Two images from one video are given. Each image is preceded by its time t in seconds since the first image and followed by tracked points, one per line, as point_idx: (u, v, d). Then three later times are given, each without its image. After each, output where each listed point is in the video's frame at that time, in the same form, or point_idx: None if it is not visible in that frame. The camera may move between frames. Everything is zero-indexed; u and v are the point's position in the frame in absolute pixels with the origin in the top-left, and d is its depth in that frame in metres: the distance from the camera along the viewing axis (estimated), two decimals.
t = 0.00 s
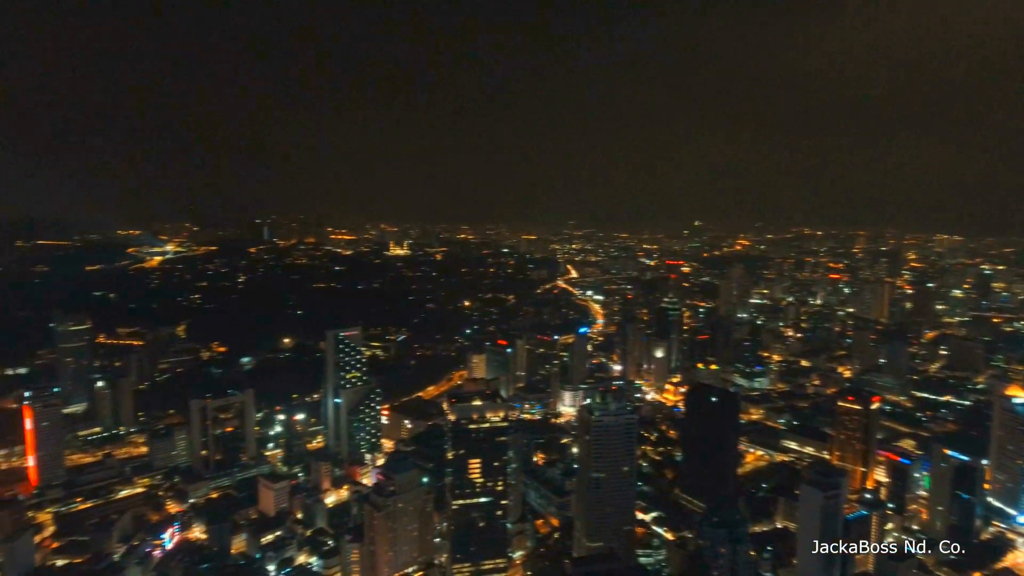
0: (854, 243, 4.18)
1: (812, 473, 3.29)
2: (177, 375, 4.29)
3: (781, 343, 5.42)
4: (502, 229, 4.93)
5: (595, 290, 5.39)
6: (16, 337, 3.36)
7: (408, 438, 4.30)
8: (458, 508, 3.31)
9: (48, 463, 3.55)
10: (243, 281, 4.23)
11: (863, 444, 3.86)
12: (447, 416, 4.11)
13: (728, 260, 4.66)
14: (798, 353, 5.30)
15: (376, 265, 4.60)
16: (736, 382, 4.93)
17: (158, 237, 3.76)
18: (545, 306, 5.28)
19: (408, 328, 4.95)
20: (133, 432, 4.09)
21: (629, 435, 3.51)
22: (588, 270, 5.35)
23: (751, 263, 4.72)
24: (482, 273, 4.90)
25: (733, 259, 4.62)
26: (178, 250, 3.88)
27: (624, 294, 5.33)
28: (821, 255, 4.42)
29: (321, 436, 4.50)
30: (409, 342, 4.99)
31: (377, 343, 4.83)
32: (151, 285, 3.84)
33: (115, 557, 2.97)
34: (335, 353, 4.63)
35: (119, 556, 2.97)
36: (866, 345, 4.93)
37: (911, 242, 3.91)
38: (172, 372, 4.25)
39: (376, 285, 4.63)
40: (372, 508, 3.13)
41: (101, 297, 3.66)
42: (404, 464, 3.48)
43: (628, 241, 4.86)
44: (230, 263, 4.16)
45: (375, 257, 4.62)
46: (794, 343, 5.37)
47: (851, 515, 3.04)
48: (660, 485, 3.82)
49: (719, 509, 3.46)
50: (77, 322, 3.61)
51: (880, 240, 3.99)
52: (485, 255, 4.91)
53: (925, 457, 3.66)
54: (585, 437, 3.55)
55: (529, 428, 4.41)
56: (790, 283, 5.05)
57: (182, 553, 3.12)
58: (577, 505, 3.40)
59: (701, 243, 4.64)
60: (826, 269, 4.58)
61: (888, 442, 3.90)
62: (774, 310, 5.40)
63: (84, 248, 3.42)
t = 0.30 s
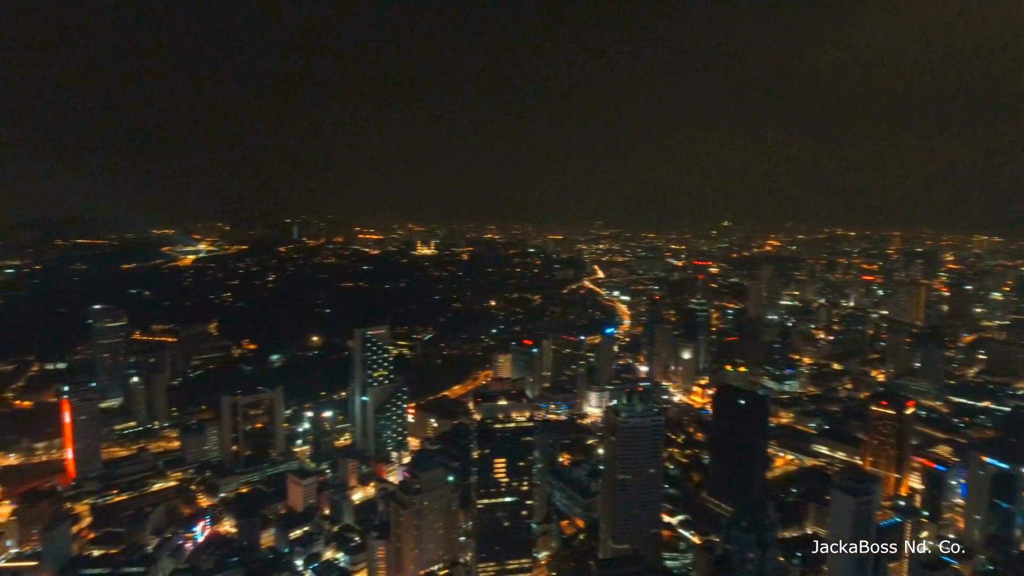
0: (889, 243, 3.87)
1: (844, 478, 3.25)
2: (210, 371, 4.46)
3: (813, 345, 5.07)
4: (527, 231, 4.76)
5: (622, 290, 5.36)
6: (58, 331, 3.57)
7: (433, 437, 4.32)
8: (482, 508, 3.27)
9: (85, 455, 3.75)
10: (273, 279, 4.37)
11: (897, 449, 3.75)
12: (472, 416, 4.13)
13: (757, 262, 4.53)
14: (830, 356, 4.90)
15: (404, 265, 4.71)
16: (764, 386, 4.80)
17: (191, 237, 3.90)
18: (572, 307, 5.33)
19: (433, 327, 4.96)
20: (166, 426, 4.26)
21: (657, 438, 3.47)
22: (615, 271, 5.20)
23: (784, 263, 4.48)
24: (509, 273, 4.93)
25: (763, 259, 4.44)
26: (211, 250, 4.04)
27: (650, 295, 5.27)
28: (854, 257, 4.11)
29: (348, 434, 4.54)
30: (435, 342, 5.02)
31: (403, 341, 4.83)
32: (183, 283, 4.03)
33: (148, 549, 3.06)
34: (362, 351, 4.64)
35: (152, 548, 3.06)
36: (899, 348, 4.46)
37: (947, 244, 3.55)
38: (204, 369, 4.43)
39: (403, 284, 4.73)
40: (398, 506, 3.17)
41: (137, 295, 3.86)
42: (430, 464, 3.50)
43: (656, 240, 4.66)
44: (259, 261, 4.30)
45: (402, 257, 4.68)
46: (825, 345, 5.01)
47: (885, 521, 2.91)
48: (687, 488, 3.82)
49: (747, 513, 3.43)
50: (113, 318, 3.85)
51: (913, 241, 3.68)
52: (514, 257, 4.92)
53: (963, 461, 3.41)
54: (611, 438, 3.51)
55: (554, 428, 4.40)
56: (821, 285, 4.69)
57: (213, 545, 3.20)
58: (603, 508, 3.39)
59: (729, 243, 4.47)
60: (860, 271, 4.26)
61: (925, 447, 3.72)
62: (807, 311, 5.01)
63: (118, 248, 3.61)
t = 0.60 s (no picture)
0: (928, 244, 3.67)
1: (880, 484, 3.18)
2: (242, 369, 4.61)
3: (847, 348, 4.78)
4: (557, 231, 4.77)
5: (651, 291, 5.24)
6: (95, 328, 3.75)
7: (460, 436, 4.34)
8: (510, 508, 3.31)
9: (121, 447, 3.84)
10: (304, 279, 4.52)
11: (933, 456, 3.60)
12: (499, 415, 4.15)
13: (790, 261, 4.30)
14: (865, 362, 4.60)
15: (430, 264, 4.71)
16: (797, 390, 4.60)
17: (224, 236, 4.10)
18: (600, 308, 5.39)
19: (462, 327, 5.09)
20: (200, 422, 4.41)
21: (686, 440, 3.43)
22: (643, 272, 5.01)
23: (818, 263, 4.28)
24: (537, 273, 4.93)
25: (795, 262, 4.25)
26: (244, 249, 4.23)
27: (680, 296, 5.15)
28: (890, 258, 3.91)
29: (377, 432, 4.58)
30: (464, 342, 5.12)
31: (430, 341, 4.92)
32: (217, 282, 4.23)
33: (182, 541, 3.14)
34: (391, 350, 4.68)
35: (186, 541, 3.13)
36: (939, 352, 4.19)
37: (991, 245, 3.45)
38: (236, 365, 4.59)
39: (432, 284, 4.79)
40: (426, 504, 3.20)
41: (173, 292, 4.04)
42: (457, 463, 3.53)
43: (686, 240, 4.56)
44: (291, 262, 4.46)
45: (429, 257, 4.72)
46: (860, 349, 4.72)
47: (920, 529, 2.82)
48: (716, 492, 3.78)
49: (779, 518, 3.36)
50: (150, 316, 4.04)
51: (955, 242, 3.56)
52: (540, 257, 4.90)
53: (1003, 469, 3.30)
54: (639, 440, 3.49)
55: (581, 429, 4.39)
56: (857, 287, 4.39)
57: (245, 539, 3.26)
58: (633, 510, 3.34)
59: (762, 243, 4.31)
60: (895, 272, 4.04)
61: (963, 455, 3.57)
62: (839, 313, 4.64)
63: (157, 246, 3.82)
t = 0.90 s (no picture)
0: (968, 245, 3.56)
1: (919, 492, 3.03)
2: (272, 365, 4.71)
3: (884, 351, 4.65)
4: (585, 231, 4.72)
5: (681, 292, 5.17)
6: (133, 326, 3.99)
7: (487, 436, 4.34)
8: (537, 508, 3.30)
9: (157, 442, 3.93)
10: (335, 277, 4.64)
11: (974, 464, 3.33)
12: (526, 415, 4.15)
13: (825, 263, 4.24)
14: (902, 363, 4.51)
15: (459, 264, 4.77)
16: (830, 393, 4.44)
17: (257, 236, 4.13)
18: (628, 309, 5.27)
19: (489, 327, 5.03)
20: (233, 417, 4.49)
21: (715, 443, 3.39)
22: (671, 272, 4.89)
23: (851, 266, 4.15)
24: (564, 273, 4.87)
25: (828, 263, 4.19)
26: (276, 248, 4.28)
27: (710, 297, 5.04)
28: (928, 259, 3.75)
29: (404, 430, 4.64)
30: (491, 341, 5.05)
31: (458, 341, 4.91)
32: (250, 281, 4.31)
33: (215, 534, 3.20)
34: (419, 349, 4.74)
35: (219, 534, 3.20)
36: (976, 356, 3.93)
37: None
38: (268, 362, 4.70)
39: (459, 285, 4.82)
40: (453, 504, 3.23)
41: (208, 291, 4.21)
42: (484, 462, 3.54)
43: (716, 240, 4.50)
44: (322, 262, 4.55)
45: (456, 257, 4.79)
46: (897, 352, 4.60)
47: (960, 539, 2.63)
48: (747, 498, 3.71)
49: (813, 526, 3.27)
50: (186, 313, 4.24)
51: (997, 242, 3.47)
52: (567, 257, 4.82)
53: None
54: (667, 443, 3.47)
55: (609, 430, 4.36)
56: (893, 288, 4.27)
57: (276, 533, 3.32)
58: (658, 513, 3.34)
59: (795, 244, 4.27)
60: (933, 274, 3.85)
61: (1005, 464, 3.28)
62: (877, 316, 4.61)
63: (191, 245, 3.88)
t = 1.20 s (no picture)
0: (1013, 247, 3.46)
1: (958, 501, 2.95)
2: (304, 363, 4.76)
3: (920, 356, 4.53)
4: (613, 230, 4.66)
5: (710, 293, 5.11)
6: (166, 326, 4.10)
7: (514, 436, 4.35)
8: (564, 508, 3.27)
9: (192, 438, 4.02)
10: (362, 277, 4.63)
11: (1017, 474, 3.14)
12: (553, 415, 4.15)
13: (861, 265, 4.11)
14: (942, 368, 4.39)
15: (487, 264, 4.76)
16: (863, 398, 4.22)
17: (287, 235, 4.18)
18: (657, 309, 5.22)
19: (516, 327, 5.05)
20: (264, 414, 4.57)
21: (745, 447, 3.36)
22: (701, 272, 4.82)
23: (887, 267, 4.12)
24: (592, 273, 4.90)
25: (864, 264, 4.07)
26: (306, 247, 4.29)
27: (740, 298, 4.97)
28: (969, 260, 3.70)
29: (432, 428, 4.69)
30: (519, 341, 5.11)
31: (486, 341, 4.95)
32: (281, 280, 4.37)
33: (245, 529, 3.27)
34: (446, 348, 4.76)
35: (249, 528, 3.26)
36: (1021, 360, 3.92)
37: None
38: (299, 361, 4.78)
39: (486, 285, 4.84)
40: (480, 503, 3.25)
41: (237, 289, 4.22)
42: (510, 462, 3.55)
43: (747, 241, 4.35)
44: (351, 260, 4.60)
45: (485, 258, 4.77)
46: (935, 357, 4.48)
47: (1002, 551, 2.56)
48: (778, 502, 3.59)
49: (844, 530, 3.19)
50: (218, 312, 4.36)
51: None
52: (596, 258, 4.83)
53: None
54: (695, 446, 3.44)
55: (636, 432, 4.33)
56: (931, 291, 4.30)
57: (304, 529, 3.36)
58: (687, 517, 3.31)
59: (828, 245, 4.09)
60: (975, 275, 3.84)
61: None
62: (913, 319, 4.53)
63: (225, 245, 3.95)
